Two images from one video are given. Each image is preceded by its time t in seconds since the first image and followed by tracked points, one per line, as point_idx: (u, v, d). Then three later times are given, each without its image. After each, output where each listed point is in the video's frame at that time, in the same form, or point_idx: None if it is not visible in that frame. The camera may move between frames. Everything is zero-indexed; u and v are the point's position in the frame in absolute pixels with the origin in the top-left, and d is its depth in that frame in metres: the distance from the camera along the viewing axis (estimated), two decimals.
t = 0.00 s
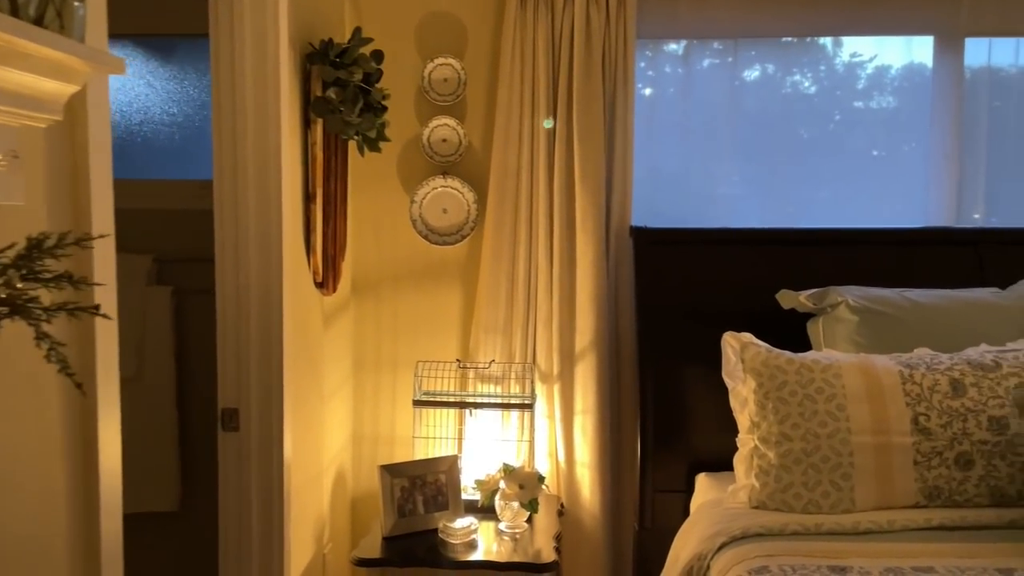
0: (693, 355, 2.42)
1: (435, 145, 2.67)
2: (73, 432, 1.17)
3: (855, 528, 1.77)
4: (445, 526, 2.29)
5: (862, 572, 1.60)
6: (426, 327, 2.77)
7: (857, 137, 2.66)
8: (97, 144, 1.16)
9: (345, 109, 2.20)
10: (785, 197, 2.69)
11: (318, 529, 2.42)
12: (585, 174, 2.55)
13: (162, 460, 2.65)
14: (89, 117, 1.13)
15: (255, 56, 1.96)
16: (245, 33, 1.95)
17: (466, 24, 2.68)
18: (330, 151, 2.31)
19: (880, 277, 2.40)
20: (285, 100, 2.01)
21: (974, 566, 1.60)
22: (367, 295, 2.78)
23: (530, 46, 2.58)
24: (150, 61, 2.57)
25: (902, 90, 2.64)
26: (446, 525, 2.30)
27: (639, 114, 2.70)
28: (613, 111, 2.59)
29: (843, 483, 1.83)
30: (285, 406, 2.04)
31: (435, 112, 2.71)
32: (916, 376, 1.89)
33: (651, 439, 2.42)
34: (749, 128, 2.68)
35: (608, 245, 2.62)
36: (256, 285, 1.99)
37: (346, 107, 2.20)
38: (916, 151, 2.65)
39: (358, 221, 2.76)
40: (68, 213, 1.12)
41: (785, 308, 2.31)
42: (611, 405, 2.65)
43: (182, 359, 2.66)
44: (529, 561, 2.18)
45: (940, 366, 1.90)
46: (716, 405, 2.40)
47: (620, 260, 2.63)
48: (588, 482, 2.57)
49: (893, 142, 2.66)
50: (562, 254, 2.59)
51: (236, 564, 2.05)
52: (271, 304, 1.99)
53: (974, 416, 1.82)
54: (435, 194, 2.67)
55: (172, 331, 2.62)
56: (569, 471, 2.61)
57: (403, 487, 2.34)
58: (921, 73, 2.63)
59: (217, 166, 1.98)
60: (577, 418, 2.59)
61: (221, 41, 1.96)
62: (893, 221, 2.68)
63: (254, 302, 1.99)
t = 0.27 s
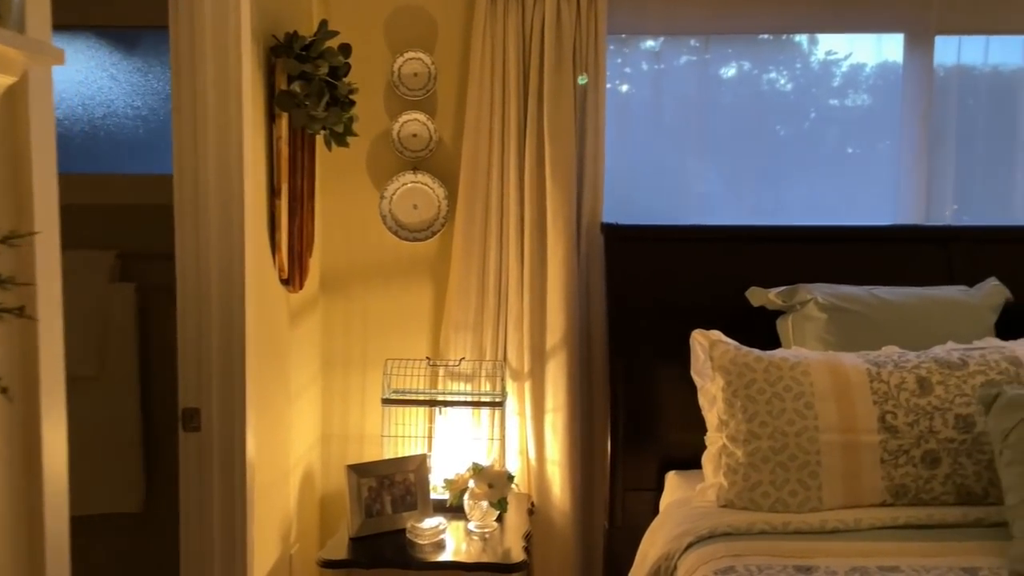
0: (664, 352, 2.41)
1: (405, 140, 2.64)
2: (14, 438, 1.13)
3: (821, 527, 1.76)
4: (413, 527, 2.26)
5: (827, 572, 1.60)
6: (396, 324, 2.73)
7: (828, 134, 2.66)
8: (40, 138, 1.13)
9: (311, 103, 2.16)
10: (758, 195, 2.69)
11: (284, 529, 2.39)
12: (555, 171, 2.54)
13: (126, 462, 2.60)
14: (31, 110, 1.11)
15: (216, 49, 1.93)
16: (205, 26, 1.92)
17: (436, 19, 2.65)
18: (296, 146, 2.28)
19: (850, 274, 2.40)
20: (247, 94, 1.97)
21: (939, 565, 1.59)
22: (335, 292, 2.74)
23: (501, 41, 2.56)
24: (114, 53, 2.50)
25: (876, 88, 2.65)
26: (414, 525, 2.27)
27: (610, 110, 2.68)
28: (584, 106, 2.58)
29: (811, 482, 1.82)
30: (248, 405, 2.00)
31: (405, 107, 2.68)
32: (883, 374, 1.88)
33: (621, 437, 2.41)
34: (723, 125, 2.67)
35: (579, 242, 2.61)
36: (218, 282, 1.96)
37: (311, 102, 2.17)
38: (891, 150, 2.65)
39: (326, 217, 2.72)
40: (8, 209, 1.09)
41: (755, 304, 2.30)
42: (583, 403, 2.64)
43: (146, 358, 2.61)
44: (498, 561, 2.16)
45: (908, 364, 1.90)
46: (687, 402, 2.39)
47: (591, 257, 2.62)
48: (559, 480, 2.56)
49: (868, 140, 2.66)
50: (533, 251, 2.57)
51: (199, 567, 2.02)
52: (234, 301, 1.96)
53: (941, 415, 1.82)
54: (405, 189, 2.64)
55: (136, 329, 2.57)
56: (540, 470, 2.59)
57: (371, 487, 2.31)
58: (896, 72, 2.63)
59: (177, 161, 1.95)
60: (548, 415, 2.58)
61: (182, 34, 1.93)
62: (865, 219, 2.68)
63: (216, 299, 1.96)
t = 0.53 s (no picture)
0: (629, 351, 2.39)
1: (369, 135, 2.58)
2: None
3: (784, 527, 1.75)
4: (375, 528, 2.22)
5: (788, 572, 1.59)
6: (359, 323, 2.69)
7: (795, 132, 2.65)
8: None
9: (267, 97, 2.12)
10: (726, 193, 2.67)
11: (243, 532, 2.34)
12: (521, 167, 2.51)
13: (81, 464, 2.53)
14: None
15: (168, 41, 1.88)
16: (156, 16, 1.87)
17: (400, 12, 2.61)
18: (255, 141, 2.23)
19: (816, 272, 2.39)
20: (201, 87, 1.92)
21: (899, 565, 1.59)
22: (298, 290, 2.69)
23: (465, 35, 2.52)
24: (70, 45, 2.46)
25: (848, 86, 2.64)
26: (376, 527, 2.23)
27: (576, 106, 2.65)
28: (549, 102, 2.55)
29: (773, 481, 1.81)
30: (203, 406, 1.95)
31: (368, 102, 2.63)
32: (846, 372, 1.87)
33: (586, 437, 2.38)
34: (694, 123, 2.65)
35: (545, 240, 2.58)
36: (171, 280, 1.91)
37: (268, 95, 2.12)
38: (862, 148, 2.65)
39: (288, 214, 2.67)
40: None
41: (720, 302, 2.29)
42: (548, 402, 2.61)
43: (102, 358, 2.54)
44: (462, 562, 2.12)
45: (870, 362, 1.89)
46: (652, 401, 2.37)
47: (557, 254, 2.60)
48: (524, 480, 2.53)
49: (839, 138, 2.65)
50: (498, 249, 2.54)
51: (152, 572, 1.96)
52: (187, 300, 1.91)
53: (903, 413, 1.81)
54: (370, 185, 2.59)
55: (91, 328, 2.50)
56: (505, 470, 2.56)
57: (332, 489, 2.28)
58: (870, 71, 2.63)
59: (127, 155, 1.89)
60: (514, 414, 2.55)
61: (132, 24, 1.88)
62: (833, 217, 2.67)
63: (169, 297, 1.91)
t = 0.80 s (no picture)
0: (595, 350, 2.37)
1: (331, 131, 2.55)
2: None
3: (747, 527, 1.74)
4: (336, 532, 2.19)
5: (750, 573, 1.58)
6: (322, 322, 2.65)
7: (762, 131, 2.64)
8: None
9: (225, 92, 2.07)
10: (694, 191, 2.66)
11: (202, 536, 2.29)
12: (486, 165, 2.48)
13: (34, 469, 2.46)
14: None
15: (120, 33, 1.83)
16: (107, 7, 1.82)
17: (363, 7, 2.56)
18: (213, 137, 2.18)
19: (781, 270, 2.39)
20: (155, 81, 1.87)
21: (860, 565, 1.58)
22: (259, 290, 2.64)
23: (429, 31, 2.49)
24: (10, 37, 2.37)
25: (818, 86, 2.64)
26: (337, 530, 2.20)
27: (542, 103, 2.63)
28: (515, 99, 2.52)
29: (737, 481, 1.80)
30: (157, 409, 1.90)
31: (331, 98, 2.59)
32: (809, 371, 1.86)
33: (552, 437, 2.36)
34: (664, 121, 2.63)
35: (510, 238, 2.55)
36: (122, 279, 1.86)
37: (225, 90, 2.07)
38: (830, 148, 2.64)
39: (249, 212, 2.62)
40: None
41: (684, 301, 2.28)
42: (514, 402, 2.59)
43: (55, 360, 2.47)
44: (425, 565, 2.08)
45: (833, 361, 1.88)
46: (618, 401, 2.35)
47: (523, 253, 2.57)
48: (489, 481, 2.51)
49: (808, 137, 2.65)
50: (463, 247, 2.50)
51: None
52: (140, 299, 1.86)
53: (866, 412, 1.81)
54: (332, 182, 2.55)
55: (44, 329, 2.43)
56: (471, 470, 2.54)
57: (293, 492, 2.23)
58: (841, 72, 2.63)
59: (77, 150, 1.84)
60: (479, 415, 2.52)
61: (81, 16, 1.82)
62: (799, 216, 2.67)
63: (121, 297, 1.86)
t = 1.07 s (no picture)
0: (560, 350, 2.35)
1: (292, 129, 2.50)
2: None
3: (710, 527, 1.74)
4: (297, 535, 2.13)
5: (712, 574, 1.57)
6: (283, 323, 2.60)
7: (727, 130, 2.64)
8: None
9: (180, 88, 2.01)
10: (660, 189, 2.65)
11: (158, 542, 2.23)
12: (449, 163, 2.45)
13: None
14: None
15: (69, 26, 1.78)
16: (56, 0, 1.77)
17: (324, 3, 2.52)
18: (168, 133, 2.13)
19: (745, 270, 2.39)
20: (106, 76, 1.82)
21: (822, 564, 1.58)
22: (218, 290, 2.59)
23: (392, 28, 2.45)
24: None
25: (783, 87, 2.64)
26: (298, 534, 2.13)
27: (509, 102, 2.60)
28: (479, 98, 2.50)
29: (700, 480, 1.79)
30: (109, 413, 1.85)
31: (291, 95, 2.54)
32: (772, 370, 1.86)
33: (516, 438, 2.34)
34: (630, 120, 2.62)
35: (475, 238, 2.53)
36: (72, 280, 1.80)
37: (180, 86, 2.01)
38: (795, 148, 2.65)
39: (208, 210, 2.56)
40: None
41: (649, 301, 2.28)
42: (479, 403, 2.57)
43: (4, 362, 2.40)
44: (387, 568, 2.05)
45: (796, 360, 1.88)
46: (583, 401, 2.34)
47: (488, 252, 2.55)
48: (453, 483, 2.49)
49: (772, 137, 2.66)
50: (427, 247, 2.48)
51: None
52: (90, 300, 1.81)
53: (828, 410, 1.81)
54: (293, 181, 2.51)
55: None
56: (435, 472, 2.51)
57: (252, 496, 2.19)
58: (808, 72, 2.64)
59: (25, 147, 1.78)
60: (444, 417, 2.49)
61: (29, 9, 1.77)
62: (764, 215, 2.68)
63: (71, 298, 1.80)
